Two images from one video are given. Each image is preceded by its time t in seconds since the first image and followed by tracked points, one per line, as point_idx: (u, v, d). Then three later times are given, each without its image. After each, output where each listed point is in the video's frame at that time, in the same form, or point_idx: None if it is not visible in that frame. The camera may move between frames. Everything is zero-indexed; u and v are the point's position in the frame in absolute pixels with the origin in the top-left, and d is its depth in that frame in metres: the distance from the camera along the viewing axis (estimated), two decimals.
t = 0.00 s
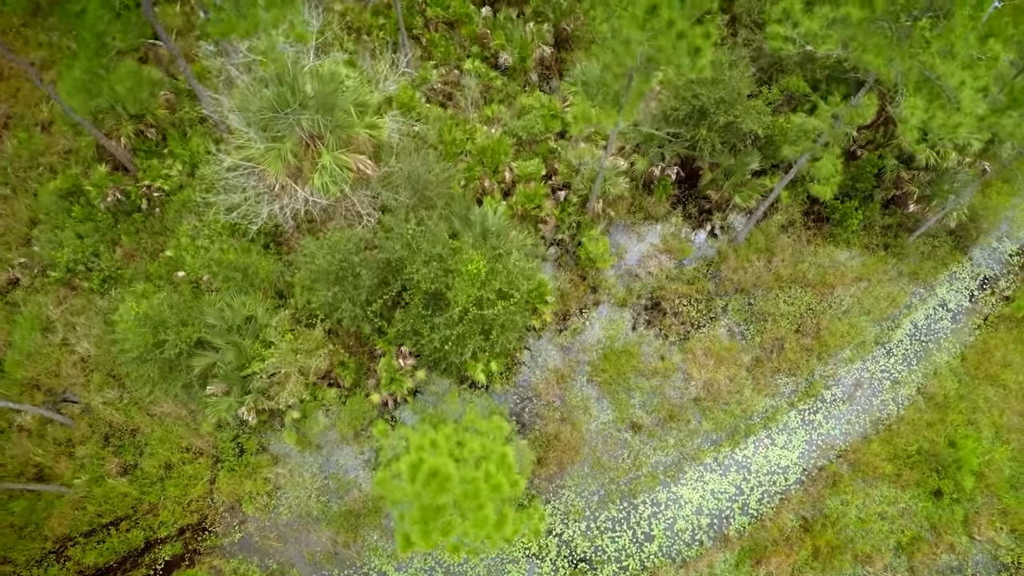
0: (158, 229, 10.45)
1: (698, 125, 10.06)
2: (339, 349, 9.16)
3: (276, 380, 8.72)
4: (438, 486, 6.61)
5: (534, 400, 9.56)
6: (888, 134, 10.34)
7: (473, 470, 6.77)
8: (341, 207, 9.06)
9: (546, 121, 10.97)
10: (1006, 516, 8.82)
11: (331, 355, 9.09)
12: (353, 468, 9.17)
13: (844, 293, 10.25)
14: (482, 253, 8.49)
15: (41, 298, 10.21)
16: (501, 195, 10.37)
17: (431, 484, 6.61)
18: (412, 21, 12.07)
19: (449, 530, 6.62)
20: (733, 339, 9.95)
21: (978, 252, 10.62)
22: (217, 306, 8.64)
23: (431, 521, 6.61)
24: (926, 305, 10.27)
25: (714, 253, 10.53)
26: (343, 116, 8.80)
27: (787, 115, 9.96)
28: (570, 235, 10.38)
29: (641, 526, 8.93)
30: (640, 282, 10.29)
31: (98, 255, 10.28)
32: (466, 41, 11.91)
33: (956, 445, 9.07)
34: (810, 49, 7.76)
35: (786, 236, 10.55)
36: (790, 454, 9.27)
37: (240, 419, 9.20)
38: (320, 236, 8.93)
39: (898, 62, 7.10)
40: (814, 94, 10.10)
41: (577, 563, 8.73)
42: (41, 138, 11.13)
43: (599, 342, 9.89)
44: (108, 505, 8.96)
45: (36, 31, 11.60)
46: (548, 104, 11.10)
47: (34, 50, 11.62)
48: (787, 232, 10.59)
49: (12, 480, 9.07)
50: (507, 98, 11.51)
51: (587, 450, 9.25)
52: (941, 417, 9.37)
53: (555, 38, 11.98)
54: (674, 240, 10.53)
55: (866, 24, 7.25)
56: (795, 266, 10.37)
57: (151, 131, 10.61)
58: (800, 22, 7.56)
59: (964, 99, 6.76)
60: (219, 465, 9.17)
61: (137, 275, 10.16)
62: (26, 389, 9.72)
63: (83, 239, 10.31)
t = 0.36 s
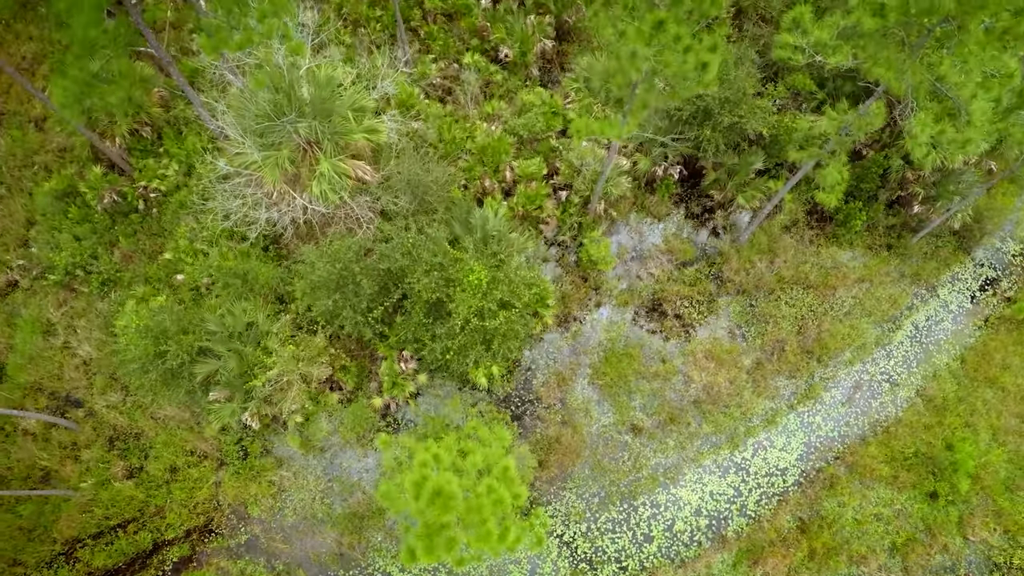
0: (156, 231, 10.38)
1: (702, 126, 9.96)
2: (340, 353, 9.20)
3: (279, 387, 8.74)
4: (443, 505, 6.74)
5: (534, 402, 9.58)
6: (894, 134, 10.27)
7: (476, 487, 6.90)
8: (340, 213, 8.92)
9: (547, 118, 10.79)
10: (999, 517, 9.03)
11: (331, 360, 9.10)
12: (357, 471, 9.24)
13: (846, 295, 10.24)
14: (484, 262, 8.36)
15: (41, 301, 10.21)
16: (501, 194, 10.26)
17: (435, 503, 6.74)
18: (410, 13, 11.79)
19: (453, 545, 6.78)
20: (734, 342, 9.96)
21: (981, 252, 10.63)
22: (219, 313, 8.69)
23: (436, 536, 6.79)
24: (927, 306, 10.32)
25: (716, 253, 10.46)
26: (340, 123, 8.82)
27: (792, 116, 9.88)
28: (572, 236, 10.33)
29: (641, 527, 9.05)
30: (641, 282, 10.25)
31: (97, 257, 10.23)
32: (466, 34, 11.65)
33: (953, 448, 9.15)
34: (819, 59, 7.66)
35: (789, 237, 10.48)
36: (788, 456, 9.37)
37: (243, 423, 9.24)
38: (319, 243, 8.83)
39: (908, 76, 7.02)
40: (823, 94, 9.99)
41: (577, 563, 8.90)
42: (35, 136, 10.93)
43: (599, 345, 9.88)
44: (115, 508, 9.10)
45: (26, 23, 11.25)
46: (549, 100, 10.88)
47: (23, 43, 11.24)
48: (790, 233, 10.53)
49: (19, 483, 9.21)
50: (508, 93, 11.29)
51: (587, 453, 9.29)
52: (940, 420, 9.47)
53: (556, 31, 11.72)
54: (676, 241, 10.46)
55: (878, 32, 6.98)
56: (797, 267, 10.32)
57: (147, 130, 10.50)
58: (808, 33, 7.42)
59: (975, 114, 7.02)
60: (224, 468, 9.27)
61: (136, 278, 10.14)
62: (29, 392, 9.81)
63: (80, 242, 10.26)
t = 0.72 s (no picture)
0: (153, 232, 10.37)
1: (705, 126, 9.89)
2: (342, 357, 9.15)
3: (284, 393, 8.76)
4: (447, 521, 6.82)
5: (535, 404, 9.60)
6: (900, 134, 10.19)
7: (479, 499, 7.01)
8: (340, 220, 8.77)
9: (548, 116, 10.63)
10: (990, 517, 9.29)
11: (331, 364, 9.08)
12: (361, 472, 9.36)
13: (846, 296, 10.25)
14: (485, 271, 8.32)
15: (42, 303, 10.26)
16: (502, 194, 10.19)
17: (440, 520, 6.83)
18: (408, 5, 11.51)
19: (457, 557, 6.84)
20: (734, 343, 9.99)
21: (982, 252, 10.68)
22: (220, 318, 8.70)
23: (440, 549, 6.85)
24: (926, 307, 10.36)
25: (717, 254, 10.43)
26: (338, 128, 8.62)
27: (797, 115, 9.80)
28: (573, 238, 10.30)
29: (639, 527, 9.21)
30: (641, 283, 10.23)
31: (96, 259, 10.25)
32: (465, 27, 11.41)
33: (948, 449, 9.43)
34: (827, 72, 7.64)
35: (791, 237, 10.44)
36: (785, 457, 9.51)
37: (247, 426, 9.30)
38: (319, 251, 8.77)
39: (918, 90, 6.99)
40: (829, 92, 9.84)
41: (577, 562, 9.09)
42: (29, 133, 10.77)
43: (599, 347, 9.90)
44: (123, 509, 9.28)
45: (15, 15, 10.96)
46: (551, 98, 10.69)
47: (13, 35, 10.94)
48: (792, 233, 10.49)
49: (27, 484, 9.41)
50: (508, 89, 11.10)
51: (587, 454, 9.38)
52: (936, 421, 9.62)
53: (558, 24, 11.47)
54: (677, 241, 10.41)
55: (887, 49, 6.96)
56: (798, 268, 10.29)
57: (144, 129, 10.38)
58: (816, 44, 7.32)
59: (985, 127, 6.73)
60: (229, 470, 9.40)
61: (136, 280, 10.17)
62: (34, 395, 9.96)
63: (79, 244, 10.24)
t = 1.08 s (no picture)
0: (152, 235, 10.39)
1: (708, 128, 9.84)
2: (343, 362, 9.15)
3: (287, 399, 8.87)
4: (449, 537, 6.86)
5: (534, 408, 9.64)
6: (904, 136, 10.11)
7: (480, 511, 7.05)
8: (338, 228, 8.76)
9: (549, 117, 10.51)
10: (981, 518, 9.54)
11: (333, 367, 9.13)
12: (363, 474, 9.46)
13: (846, 298, 10.29)
14: (485, 282, 8.34)
15: (43, 306, 10.33)
16: (503, 196, 10.17)
17: (441, 535, 6.87)
18: None
19: (459, 568, 7.02)
20: (733, 347, 10.02)
21: (982, 255, 10.72)
22: (222, 325, 8.79)
23: (441, 561, 7.01)
24: (925, 310, 10.43)
25: (718, 256, 10.39)
26: (336, 135, 8.55)
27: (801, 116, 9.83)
28: (573, 241, 10.30)
29: (637, 527, 9.39)
30: (642, 286, 10.21)
31: (95, 262, 10.31)
32: (464, 23, 11.19)
33: (942, 453, 9.61)
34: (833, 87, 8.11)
35: (792, 240, 10.43)
36: (782, 459, 9.65)
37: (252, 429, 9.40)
38: (320, 261, 8.76)
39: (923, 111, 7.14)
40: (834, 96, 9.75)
41: (576, 561, 9.29)
42: (23, 132, 10.62)
43: (598, 349, 9.89)
44: (130, 511, 9.50)
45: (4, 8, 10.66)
46: (553, 98, 10.57)
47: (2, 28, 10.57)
48: (794, 235, 10.47)
49: (35, 486, 9.65)
50: (508, 88, 10.93)
51: (586, 456, 9.48)
52: (931, 424, 9.80)
53: (559, 19, 11.25)
54: (677, 243, 10.38)
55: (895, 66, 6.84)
56: (798, 271, 10.31)
57: (144, 130, 10.30)
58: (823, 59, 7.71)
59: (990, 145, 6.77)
60: (234, 472, 9.56)
61: (136, 284, 10.27)
62: (39, 398, 10.15)
63: (79, 247, 10.29)
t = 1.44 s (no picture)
0: (153, 240, 10.41)
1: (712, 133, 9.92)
2: (345, 370, 9.19)
3: (292, 408, 8.98)
4: (453, 554, 6.88)
5: (535, 414, 9.70)
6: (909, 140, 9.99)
7: (482, 524, 7.19)
8: (339, 240, 8.75)
9: (550, 121, 10.42)
10: (973, 522, 9.77)
11: (336, 374, 9.19)
12: (366, 478, 9.60)
13: (846, 304, 10.35)
14: (486, 294, 8.40)
15: (46, 312, 10.40)
16: (504, 201, 10.17)
17: (445, 552, 6.87)
18: None
19: None
20: (732, 353, 10.08)
21: (983, 260, 10.77)
22: (225, 335, 8.82)
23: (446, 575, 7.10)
24: (924, 315, 10.51)
25: (718, 261, 10.37)
26: (337, 149, 8.54)
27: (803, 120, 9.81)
28: (574, 247, 10.26)
29: (636, 531, 9.57)
30: (642, 293, 10.17)
31: (96, 269, 10.33)
32: (464, 23, 11.02)
33: (937, 459, 9.81)
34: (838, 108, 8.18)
35: (793, 245, 10.42)
36: (778, 464, 9.81)
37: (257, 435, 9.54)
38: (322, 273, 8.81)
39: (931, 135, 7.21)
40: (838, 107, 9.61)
41: (576, 564, 9.49)
42: (20, 136, 10.54)
43: (598, 356, 9.93)
44: (137, 515, 9.72)
45: None
46: (554, 101, 10.48)
47: None
48: (795, 239, 10.46)
49: (43, 491, 9.88)
50: (509, 89, 10.80)
51: (586, 461, 9.61)
52: (926, 430, 9.98)
53: (560, 19, 11.09)
54: (678, 248, 10.34)
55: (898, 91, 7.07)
56: (798, 277, 10.33)
57: (144, 136, 10.31)
58: (829, 82, 7.91)
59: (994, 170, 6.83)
60: (239, 477, 9.71)
61: (138, 290, 10.31)
62: (45, 403, 10.30)
63: (79, 253, 10.27)
